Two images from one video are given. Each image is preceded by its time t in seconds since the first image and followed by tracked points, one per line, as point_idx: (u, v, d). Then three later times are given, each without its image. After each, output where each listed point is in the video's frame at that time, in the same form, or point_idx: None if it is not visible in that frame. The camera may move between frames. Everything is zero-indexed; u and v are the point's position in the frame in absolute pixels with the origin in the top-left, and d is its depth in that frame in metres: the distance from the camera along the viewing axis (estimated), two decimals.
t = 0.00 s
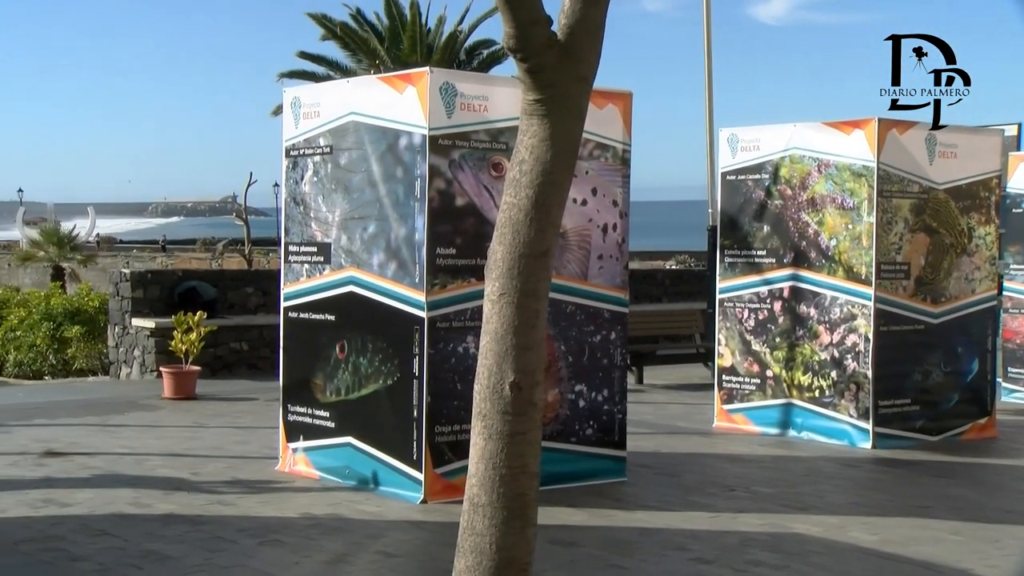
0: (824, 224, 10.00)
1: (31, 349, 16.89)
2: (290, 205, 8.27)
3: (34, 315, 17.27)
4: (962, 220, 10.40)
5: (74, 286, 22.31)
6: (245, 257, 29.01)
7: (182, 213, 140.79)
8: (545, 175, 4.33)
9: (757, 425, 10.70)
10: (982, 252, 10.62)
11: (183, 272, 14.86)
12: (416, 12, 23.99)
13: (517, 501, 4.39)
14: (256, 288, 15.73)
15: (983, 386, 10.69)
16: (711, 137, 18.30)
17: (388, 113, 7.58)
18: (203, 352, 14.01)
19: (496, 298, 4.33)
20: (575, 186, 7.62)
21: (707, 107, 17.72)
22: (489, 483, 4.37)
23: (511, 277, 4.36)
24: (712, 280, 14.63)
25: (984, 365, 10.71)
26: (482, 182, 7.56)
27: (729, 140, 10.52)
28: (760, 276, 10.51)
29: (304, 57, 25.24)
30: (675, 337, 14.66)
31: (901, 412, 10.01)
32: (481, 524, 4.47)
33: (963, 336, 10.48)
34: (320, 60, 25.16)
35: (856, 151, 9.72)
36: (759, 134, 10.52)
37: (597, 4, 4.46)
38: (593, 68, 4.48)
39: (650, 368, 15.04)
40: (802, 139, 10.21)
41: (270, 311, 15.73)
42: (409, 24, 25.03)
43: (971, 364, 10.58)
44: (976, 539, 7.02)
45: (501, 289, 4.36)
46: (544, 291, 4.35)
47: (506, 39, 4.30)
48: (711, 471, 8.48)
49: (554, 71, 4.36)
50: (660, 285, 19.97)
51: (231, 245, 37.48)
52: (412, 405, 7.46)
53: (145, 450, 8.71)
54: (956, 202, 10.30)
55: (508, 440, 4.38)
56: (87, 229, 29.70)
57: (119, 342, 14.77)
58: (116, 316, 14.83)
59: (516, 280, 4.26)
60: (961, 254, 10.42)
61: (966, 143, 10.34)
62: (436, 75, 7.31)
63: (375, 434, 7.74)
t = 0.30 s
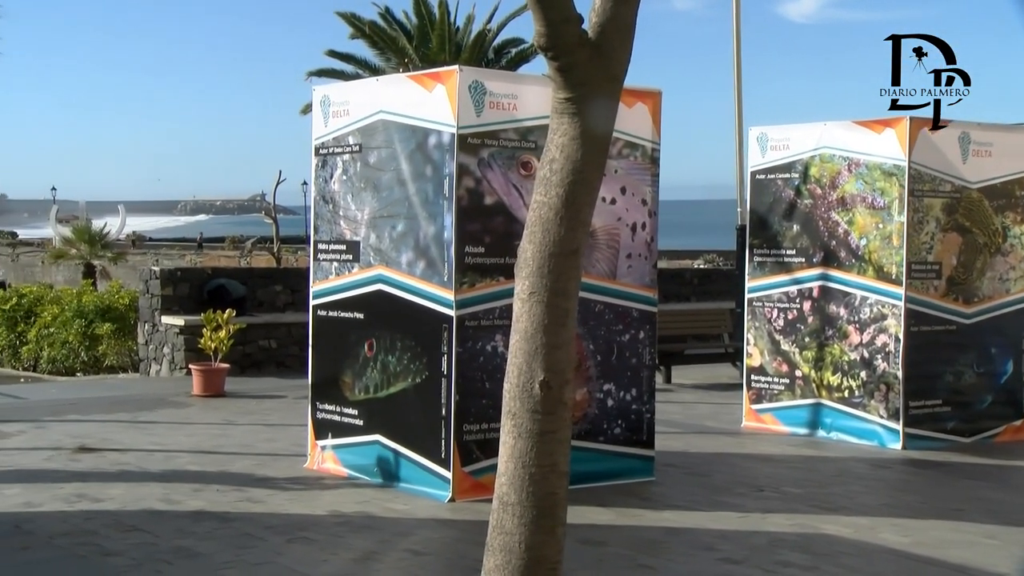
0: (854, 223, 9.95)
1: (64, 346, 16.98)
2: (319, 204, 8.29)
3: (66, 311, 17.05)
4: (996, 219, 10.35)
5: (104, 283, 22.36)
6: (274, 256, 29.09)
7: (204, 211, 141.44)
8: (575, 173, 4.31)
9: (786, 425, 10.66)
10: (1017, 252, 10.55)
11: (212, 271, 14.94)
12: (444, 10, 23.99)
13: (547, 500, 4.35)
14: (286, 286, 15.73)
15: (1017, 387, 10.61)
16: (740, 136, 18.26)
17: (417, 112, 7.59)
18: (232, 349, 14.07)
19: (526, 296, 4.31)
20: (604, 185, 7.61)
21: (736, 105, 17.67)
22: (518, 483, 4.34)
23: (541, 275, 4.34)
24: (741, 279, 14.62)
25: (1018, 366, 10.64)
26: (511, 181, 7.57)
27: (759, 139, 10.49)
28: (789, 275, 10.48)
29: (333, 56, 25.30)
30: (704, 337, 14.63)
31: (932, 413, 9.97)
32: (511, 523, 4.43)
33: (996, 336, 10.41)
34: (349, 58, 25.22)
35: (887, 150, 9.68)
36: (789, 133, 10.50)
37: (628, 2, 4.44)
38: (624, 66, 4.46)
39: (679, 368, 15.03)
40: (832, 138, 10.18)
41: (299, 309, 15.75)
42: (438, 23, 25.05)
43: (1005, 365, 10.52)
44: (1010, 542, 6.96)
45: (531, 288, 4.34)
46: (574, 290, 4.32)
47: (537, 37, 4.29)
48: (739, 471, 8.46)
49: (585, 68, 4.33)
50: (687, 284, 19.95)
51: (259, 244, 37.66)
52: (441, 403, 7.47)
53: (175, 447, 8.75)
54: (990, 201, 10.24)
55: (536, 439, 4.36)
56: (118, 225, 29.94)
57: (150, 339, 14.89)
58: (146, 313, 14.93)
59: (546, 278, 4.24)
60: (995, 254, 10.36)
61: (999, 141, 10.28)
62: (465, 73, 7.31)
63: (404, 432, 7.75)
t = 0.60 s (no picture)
0: (903, 227, 9.93)
1: (113, 346, 17.13)
2: (365, 206, 8.33)
3: (116, 311, 17.25)
4: None
5: (153, 284, 22.44)
6: (320, 258, 29.24)
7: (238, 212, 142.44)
8: (625, 176, 4.35)
9: (833, 429, 10.63)
10: None
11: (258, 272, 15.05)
12: (490, 12, 24.04)
13: (595, 503, 4.38)
14: (332, 288, 15.84)
15: None
16: (787, 139, 18.18)
17: (462, 114, 7.60)
18: (279, 351, 14.15)
19: (575, 298, 4.34)
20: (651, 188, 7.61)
21: (783, 107, 17.60)
22: (567, 485, 4.36)
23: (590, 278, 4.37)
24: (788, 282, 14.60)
25: None
26: (558, 184, 7.57)
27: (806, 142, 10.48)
28: (837, 279, 10.47)
29: (378, 58, 25.41)
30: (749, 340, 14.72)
31: (986, 420, 9.85)
32: (559, 526, 4.45)
33: None
34: (395, 60, 25.31)
35: (937, 153, 9.63)
36: (836, 136, 10.50)
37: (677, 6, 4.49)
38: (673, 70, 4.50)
39: (725, 372, 15.05)
40: (880, 140, 10.17)
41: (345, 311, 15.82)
42: (482, 25, 25.13)
43: None
44: None
45: (580, 290, 4.38)
46: (622, 293, 4.36)
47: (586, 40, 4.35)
48: (787, 476, 8.42)
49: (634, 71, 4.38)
50: (733, 287, 19.89)
51: (303, 246, 37.95)
52: (486, 406, 7.48)
53: (223, 447, 8.81)
54: None
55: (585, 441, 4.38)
56: (166, 227, 30.27)
57: (196, 340, 15.00)
58: (193, 314, 15.06)
59: (595, 280, 4.27)
60: None
61: None
62: (511, 76, 7.31)
63: (449, 434, 7.76)
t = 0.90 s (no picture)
0: (973, 230, 10.14)
1: (179, 348, 17.51)
2: (429, 209, 8.38)
3: (182, 314, 17.76)
4: None
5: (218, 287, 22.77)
6: (381, 261, 29.43)
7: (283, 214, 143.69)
8: (689, 178, 4.63)
9: (901, 436, 10.84)
10: None
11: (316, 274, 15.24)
12: (551, 16, 24.21)
13: (662, 498, 4.62)
14: (394, 291, 16.18)
15: None
16: (852, 140, 17.99)
17: (526, 118, 7.60)
18: (343, 353, 14.49)
19: (642, 301, 4.61)
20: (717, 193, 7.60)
21: (849, 110, 17.50)
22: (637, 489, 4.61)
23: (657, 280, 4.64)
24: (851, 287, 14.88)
25: None
26: (621, 188, 7.55)
27: (872, 144, 10.73)
28: (904, 283, 10.68)
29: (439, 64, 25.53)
30: (812, 346, 15.01)
31: None
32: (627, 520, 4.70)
33: None
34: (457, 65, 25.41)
35: (1011, 155, 9.85)
36: (903, 140, 10.73)
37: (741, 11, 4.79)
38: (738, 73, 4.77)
39: (788, 377, 15.27)
40: (949, 142, 10.34)
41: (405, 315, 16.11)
42: (544, 29, 25.30)
43: None
44: None
45: (647, 294, 4.65)
46: (687, 296, 4.62)
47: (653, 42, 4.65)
48: (853, 483, 8.35)
49: (699, 74, 4.69)
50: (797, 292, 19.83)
51: (360, 249, 38.35)
52: (550, 410, 7.49)
53: (288, 449, 8.90)
54: None
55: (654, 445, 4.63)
56: (229, 230, 30.72)
57: (260, 342, 15.08)
58: (257, 317, 15.14)
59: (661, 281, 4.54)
60: None
61: None
62: (575, 80, 7.30)
63: (512, 437, 7.77)
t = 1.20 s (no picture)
0: None
1: (260, 355, 18.04)
2: (508, 217, 8.44)
3: (263, 322, 18.21)
4: None
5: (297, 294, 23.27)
6: (458, 269, 29.92)
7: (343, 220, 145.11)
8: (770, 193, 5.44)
9: (992, 447, 11.87)
10: None
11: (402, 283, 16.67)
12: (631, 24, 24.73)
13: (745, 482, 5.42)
14: (473, 299, 17.37)
15: None
16: (938, 145, 17.66)
17: (606, 125, 7.62)
18: (422, 361, 15.74)
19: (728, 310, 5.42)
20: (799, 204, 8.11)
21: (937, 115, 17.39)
22: (718, 499, 5.48)
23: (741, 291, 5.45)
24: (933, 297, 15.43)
25: None
26: (702, 196, 7.56)
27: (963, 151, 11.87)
28: (994, 291, 11.76)
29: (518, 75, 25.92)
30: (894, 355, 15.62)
31: None
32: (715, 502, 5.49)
33: None
34: (537, 75, 25.75)
35: None
36: (992, 144, 11.75)
37: (825, 16, 5.66)
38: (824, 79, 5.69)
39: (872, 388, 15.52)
40: None
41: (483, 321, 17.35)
42: (622, 37, 25.94)
43: None
44: None
45: (732, 303, 5.45)
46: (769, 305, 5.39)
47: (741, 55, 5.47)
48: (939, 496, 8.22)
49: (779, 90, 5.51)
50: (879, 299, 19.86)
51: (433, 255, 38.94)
52: (629, 418, 7.51)
53: (368, 456, 8.99)
54: None
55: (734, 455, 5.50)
56: (308, 238, 31.36)
57: (341, 349, 16.56)
58: (338, 324, 16.62)
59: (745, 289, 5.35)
60: None
61: None
62: (655, 87, 7.29)
63: (592, 445, 7.79)
